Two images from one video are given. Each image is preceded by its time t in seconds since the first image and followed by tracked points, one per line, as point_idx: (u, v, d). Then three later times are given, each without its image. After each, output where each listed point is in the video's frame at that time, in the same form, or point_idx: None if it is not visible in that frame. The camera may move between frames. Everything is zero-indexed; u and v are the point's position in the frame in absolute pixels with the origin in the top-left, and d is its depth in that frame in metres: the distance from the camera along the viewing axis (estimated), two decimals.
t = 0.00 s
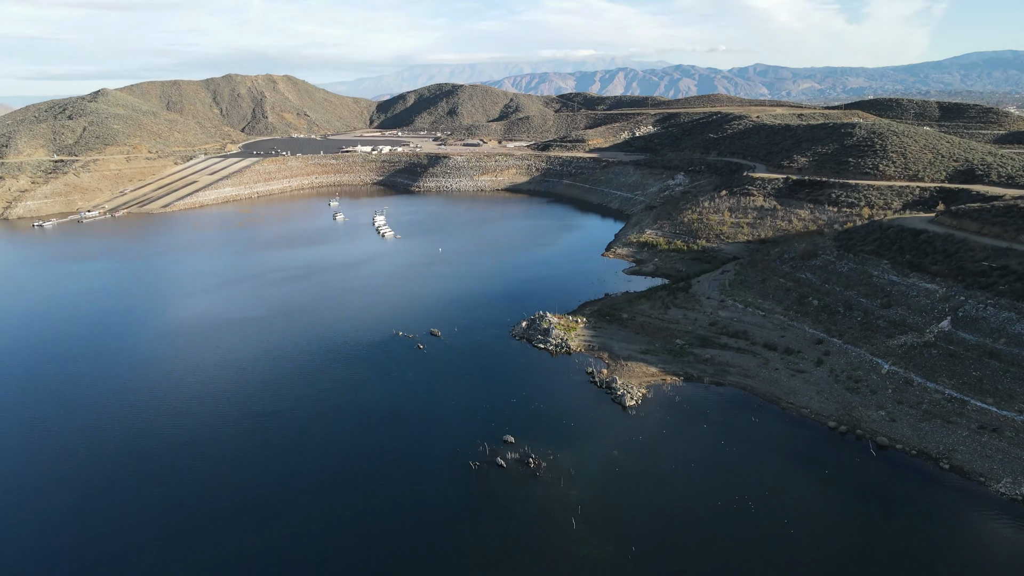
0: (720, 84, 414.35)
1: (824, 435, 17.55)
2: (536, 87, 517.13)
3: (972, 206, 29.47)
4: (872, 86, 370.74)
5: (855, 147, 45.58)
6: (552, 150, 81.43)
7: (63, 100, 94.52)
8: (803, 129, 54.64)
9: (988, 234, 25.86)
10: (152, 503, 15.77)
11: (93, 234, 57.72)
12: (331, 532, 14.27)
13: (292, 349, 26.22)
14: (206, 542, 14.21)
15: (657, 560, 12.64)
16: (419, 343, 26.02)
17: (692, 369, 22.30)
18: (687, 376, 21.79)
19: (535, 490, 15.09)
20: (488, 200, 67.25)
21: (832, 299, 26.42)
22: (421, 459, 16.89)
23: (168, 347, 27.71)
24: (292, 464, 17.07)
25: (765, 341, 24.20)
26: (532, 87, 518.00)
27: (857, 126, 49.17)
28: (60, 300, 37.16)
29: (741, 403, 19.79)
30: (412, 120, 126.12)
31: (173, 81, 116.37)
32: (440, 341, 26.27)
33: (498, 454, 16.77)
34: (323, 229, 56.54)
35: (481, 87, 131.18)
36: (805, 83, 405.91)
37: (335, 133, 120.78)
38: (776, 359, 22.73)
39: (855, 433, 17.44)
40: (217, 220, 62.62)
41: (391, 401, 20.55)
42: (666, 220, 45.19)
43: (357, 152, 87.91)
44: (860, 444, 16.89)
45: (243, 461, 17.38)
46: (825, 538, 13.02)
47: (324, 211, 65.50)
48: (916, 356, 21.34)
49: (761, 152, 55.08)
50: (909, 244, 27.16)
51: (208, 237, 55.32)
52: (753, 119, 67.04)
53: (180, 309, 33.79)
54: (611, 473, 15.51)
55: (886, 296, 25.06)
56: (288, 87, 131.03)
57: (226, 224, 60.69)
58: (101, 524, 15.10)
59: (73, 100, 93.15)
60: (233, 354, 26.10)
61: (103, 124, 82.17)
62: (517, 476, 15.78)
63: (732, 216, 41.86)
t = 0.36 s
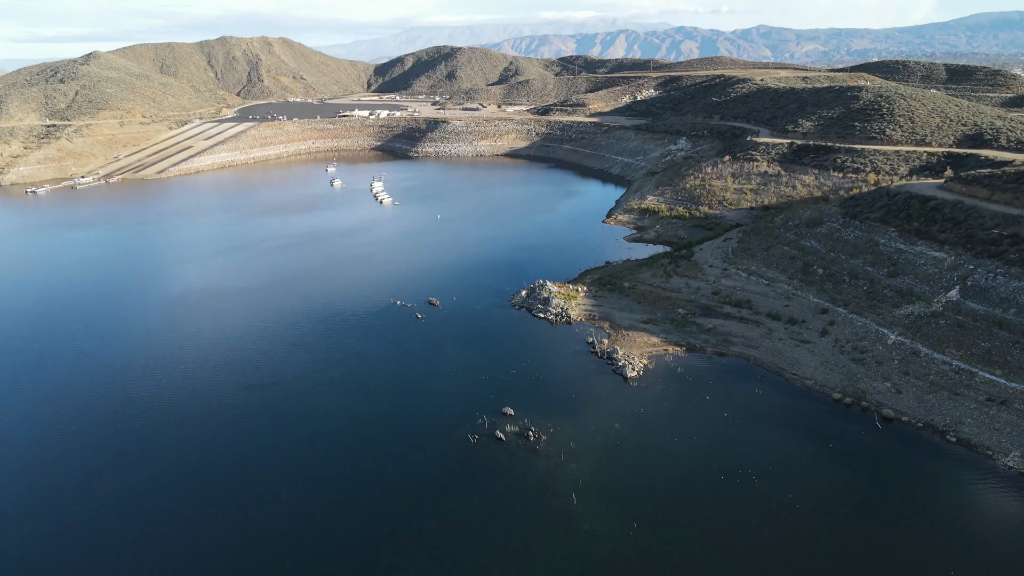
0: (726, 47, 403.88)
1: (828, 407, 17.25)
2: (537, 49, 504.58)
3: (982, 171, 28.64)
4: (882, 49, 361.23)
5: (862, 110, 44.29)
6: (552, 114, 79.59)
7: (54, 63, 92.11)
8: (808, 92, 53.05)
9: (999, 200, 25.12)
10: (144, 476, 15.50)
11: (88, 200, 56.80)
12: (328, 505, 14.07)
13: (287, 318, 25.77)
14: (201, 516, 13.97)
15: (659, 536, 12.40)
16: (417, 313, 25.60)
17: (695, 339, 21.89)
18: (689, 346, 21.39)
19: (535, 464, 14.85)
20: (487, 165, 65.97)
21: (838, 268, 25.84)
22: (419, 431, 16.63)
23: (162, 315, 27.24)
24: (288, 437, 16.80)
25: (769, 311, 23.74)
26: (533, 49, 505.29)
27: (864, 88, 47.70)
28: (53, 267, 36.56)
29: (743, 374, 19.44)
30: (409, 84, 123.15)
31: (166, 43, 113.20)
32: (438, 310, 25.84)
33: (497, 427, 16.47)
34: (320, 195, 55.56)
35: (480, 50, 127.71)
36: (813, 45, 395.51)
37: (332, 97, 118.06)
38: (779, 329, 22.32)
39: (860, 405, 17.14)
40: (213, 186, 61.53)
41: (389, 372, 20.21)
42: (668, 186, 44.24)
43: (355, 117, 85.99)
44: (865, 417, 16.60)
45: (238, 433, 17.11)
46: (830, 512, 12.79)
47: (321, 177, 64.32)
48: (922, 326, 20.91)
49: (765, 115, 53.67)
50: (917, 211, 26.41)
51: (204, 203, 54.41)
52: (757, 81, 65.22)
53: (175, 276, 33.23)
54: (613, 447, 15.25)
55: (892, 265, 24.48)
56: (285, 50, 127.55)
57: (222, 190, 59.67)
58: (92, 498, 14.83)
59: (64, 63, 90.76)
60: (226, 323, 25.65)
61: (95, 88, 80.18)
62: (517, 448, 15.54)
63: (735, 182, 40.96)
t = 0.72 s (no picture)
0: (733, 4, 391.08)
1: (833, 378, 16.91)
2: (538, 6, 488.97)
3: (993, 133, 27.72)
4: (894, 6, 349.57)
5: (870, 69, 42.77)
6: (552, 74, 77.32)
7: (42, 21, 89.16)
8: (815, 51, 51.17)
9: (1011, 164, 24.26)
10: (139, 450, 15.22)
11: (80, 163, 55.51)
12: (326, 478, 13.86)
13: (282, 286, 25.23)
14: (197, 490, 13.75)
15: (662, 512, 12.19)
16: (415, 280, 25.09)
17: (698, 307, 21.40)
18: (692, 314, 20.93)
19: (535, 436, 14.58)
20: (486, 127, 64.36)
21: (844, 233, 25.14)
22: (418, 403, 16.34)
23: (155, 282, 26.69)
24: (284, 408, 16.50)
25: (773, 278, 23.17)
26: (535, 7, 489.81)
27: (873, 46, 46.02)
28: (46, 232, 35.85)
29: (748, 343, 19.03)
30: (407, 43, 119.57)
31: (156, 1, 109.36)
32: (437, 277, 25.32)
33: (497, 399, 16.16)
34: (316, 158, 54.31)
35: (479, 7, 123.53)
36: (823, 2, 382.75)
37: (328, 57, 114.74)
38: (784, 297, 21.80)
39: (866, 376, 16.78)
40: (208, 149, 60.14)
41: (386, 341, 19.84)
42: (670, 148, 43.08)
43: (351, 77, 83.65)
44: (871, 388, 16.27)
45: (233, 405, 16.78)
46: (838, 487, 12.52)
47: (317, 139, 62.82)
48: (931, 295, 20.38)
49: (771, 75, 52.00)
50: (927, 175, 25.54)
51: (199, 167, 53.23)
52: (763, 40, 63.06)
53: (169, 242, 32.57)
54: (615, 420, 14.96)
55: (901, 231, 23.79)
56: (279, 7, 123.37)
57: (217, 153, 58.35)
58: (87, 471, 14.58)
59: (53, 22, 87.85)
60: (220, 291, 25.11)
61: (86, 47, 77.73)
62: (517, 420, 15.27)
63: (739, 144, 39.83)
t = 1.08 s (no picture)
0: None
1: (838, 350, 16.56)
2: None
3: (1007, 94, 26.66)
4: None
5: (881, 27, 41.11)
6: (553, 33, 74.79)
7: None
8: (824, 8, 49.18)
9: None
10: (133, 424, 14.99)
11: (72, 127, 54.16)
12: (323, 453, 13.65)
13: (278, 253, 24.73)
14: (193, 466, 13.56)
15: (664, 495, 12.02)
16: (412, 247, 24.53)
17: (701, 276, 20.90)
18: (695, 283, 20.45)
19: (535, 410, 14.34)
20: (485, 89, 62.53)
21: (852, 199, 24.41)
22: (416, 374, 16.09)
23: (149, 249, 26.19)
24: (279, 380, 16.25)
25: (779, 246, 22.57)
26: None
27: (883, 3, 44.17)
28: (36, 198, 35.05)
29: (752, 314, 18.60)
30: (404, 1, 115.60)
31: None
32: (434, 245, 24.74)
33: (495, 371, 15.86)
34: (311, 121, 52.90)
35: None
36: None
37: (324, 16, 111.09)
38: (789, 266, 21.27)
39: (874, 348, 16.42)
40: (201, 112, 58.59)
41: (383, 311, 19.46)
42: (674, 111, 41.79)
43: (347, 37, 81.05)
44: (879, 362, 15.92)
45: (227, 377, 16.49)
46: (840, 475, 12.42)
47: (313, 102, 61.14)
48: (941, 263, 19.83)
49: (777, 33, 50.12)
50: (939, 138, 24.63)
51: (193, 130, 51.88)
52: None
53: (163, 207, 31.92)
54: (615, 395, 14.71)
55: (911, 196, 23.07)
56: None
57: (210, 116, 56.84)
58: (80, 446, 14.37)
59: None
60: (214, 260, 24.53)
61: (74, 5, 75.11)
62: (516, 393, 15.00)
63: (744, 106, 38.60)
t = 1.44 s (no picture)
0: None
1: (845, 323, 16.16)
2: None
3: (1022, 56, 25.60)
4: None
5: None
6: None
7: None
8: None
9: None
10: (126, 401, 14.73)
11: (60, 90, 52.55)
12: (319, 431, 13.43)
13: (272, 222, 24.12)
14: (187, 444, 13.34)
15: (668, 475, 11.79)
16: (409, 216, 23.88)
17: (705, 246, 20.33)
18: (700, 253, 19.91)
19: (535, 386, 14.04)
20: (484, 50, 60.51)
21: (861, 165, 23.63)
22: (414, 349, 15.75)
23: (141, 217, 25.57)
24: (274, 354, 15.92)
25: (786, 214, 21.93)
26: None
27: None
28: (25, 164, 34.13)
29: (758, 285, 18.12)
30: None
31: None
32: (432, 213, 24.07)
33: (495, 345, 15.51)
34: (306, 84, 51.33)
35: None
36: None
37: None
38: (796, 235, 20.70)
39: (882, 321, 16.02)
40: (193, 74, 56.80)
41: (379, 283, 18.98)
42: (678, 72, 40.39)
43: None
44: (887, 337, 15.55)
45: (221, 352, 16.15)
46: (847, 455, 12.18)
47: (307, 63, 59.26)
48: (953, 233, 19.24)
49: None
50: (953, 101, 23.70)
51: (185, 93, 50.38)
52: None
53: (155, 174, 31.11)
54: (618, 371, 14.41)
55: (922, 162, 22.31)
56: None
57: (202, 78, 55.14)
58: (75, 422, 14.17)
59: None
60: (209, 229, 23.92)
61: None
62: (516, 368, 14.68)
63: (750, 67, 37.26)
